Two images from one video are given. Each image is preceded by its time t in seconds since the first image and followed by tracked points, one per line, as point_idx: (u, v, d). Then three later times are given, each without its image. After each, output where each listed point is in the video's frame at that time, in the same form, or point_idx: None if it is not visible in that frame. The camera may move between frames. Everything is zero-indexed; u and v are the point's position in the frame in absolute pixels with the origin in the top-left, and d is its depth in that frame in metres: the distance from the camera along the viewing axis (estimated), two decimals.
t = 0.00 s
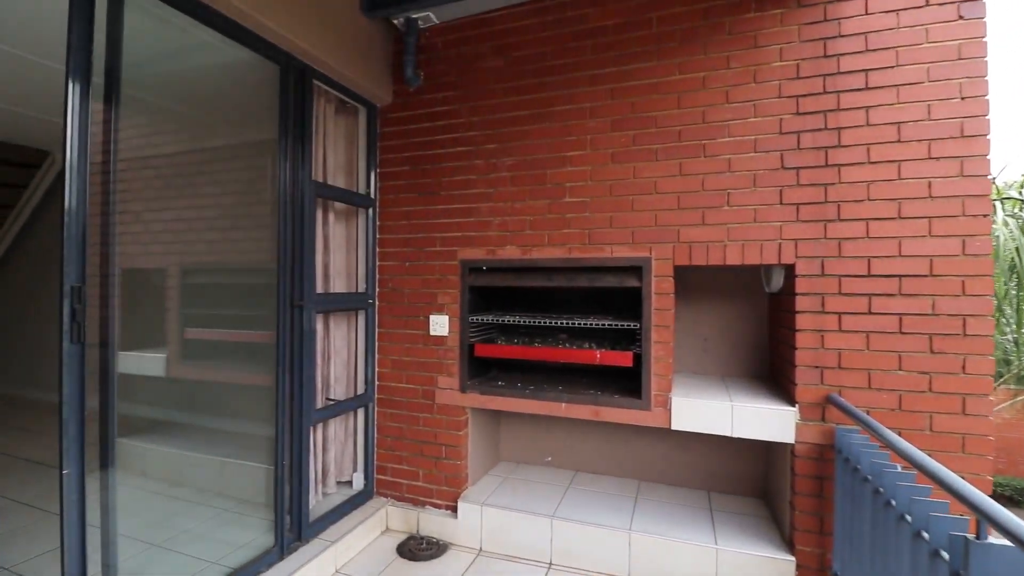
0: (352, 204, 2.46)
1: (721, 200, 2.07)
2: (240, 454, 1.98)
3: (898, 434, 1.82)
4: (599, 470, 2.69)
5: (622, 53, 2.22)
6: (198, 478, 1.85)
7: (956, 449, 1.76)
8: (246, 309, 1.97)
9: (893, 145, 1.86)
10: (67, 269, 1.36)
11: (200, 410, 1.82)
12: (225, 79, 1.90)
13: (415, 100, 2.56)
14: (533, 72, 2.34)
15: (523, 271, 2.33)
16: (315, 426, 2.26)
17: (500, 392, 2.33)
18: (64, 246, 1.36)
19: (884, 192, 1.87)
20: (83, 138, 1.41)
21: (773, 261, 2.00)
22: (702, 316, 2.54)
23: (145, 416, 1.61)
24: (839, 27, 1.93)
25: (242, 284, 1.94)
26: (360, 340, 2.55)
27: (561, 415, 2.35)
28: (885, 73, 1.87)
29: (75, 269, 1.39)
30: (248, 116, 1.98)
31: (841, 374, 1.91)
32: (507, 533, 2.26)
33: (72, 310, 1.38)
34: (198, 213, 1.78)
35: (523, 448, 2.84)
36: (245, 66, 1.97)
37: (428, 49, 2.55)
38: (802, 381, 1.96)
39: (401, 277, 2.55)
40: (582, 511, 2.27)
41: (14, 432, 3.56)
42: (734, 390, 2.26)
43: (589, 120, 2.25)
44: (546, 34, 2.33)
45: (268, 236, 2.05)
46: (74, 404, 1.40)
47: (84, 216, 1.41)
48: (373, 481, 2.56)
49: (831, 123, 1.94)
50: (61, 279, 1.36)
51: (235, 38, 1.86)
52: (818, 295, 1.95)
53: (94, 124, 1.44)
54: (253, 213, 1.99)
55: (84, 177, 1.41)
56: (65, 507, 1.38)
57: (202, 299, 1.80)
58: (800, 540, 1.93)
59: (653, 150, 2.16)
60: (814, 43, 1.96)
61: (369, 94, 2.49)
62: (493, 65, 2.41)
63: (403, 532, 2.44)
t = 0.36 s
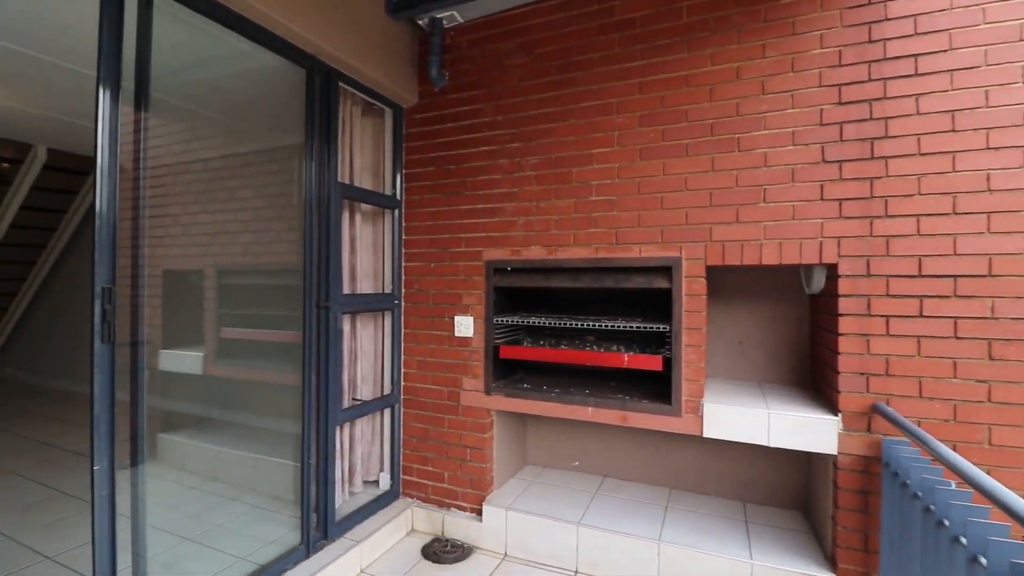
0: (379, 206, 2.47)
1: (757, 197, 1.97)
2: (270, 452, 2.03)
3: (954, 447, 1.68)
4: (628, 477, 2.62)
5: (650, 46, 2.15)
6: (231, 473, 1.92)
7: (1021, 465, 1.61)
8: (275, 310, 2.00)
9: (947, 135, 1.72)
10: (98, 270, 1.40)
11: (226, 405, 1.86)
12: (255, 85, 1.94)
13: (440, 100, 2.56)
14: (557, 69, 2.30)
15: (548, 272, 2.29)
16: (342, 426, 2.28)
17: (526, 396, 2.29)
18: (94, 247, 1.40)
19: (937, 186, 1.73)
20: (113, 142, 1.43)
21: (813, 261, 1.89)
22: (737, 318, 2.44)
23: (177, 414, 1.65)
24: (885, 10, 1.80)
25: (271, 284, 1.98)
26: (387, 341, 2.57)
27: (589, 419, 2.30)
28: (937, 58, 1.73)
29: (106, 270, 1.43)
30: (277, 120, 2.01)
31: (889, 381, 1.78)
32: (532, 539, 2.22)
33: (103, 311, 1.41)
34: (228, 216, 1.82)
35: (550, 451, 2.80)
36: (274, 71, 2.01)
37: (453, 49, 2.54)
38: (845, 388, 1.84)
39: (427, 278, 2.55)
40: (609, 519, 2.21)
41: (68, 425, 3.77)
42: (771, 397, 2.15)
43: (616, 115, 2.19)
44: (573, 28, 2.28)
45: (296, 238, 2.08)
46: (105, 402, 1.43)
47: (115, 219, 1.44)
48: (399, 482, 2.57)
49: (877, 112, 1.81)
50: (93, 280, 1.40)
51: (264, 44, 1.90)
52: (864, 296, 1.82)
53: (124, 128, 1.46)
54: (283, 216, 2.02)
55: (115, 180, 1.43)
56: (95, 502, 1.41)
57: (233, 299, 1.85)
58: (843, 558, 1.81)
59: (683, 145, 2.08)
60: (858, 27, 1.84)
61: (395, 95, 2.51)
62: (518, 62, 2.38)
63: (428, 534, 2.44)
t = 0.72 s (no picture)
0: (406, 205, 2.48)
1: (797, 191, 1.87)
2: (302, 448, 2.07)
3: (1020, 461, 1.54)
4: (660, 482, 2.54)
5: (683, 36, 2.07)
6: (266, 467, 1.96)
7: None
8: (306, 309, 2.04)
9: (1010, 121, 1.58)
10: (133, 269, 1.43)
11: (260, 401, 1.91)
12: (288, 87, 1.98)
13: (467, 98, 2.55)
14: (586, 63, 2.25)
15: (577, 271, 2.25)
16: (371, 424, 2.31)
17: (554, 397, 2.25)
18: (130, 247, 1.43)
19: (999, 177, 1.59)
20: (148, 145, 1.47)
21: (859, 259, 1.77)
22: (776, 320, 2.33)
23: (211, 410, 1.69)
24: None
25: (303, 284, 2.02)
26: (415, 340, 2.58)
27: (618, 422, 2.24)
28: (1000, 37, 1.59)
29: (141, 269, 1.46)
30: (309, 122, 2.05)
31: (944, 388, 1.65)
32: (560, 543, 2.18)
33: (138, 309, 1.44)
34: (261, 216, 1.86)
35: (579, 454, 2.74)
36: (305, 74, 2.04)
37: (480, 47, 2.53)
38: (895, 395, 1.72)
39: (455, 278, 2.55)
40: (640, 526, 2.14)
41: (118, 418, 3.97)
42: (813, 402, 2.03)
43: (647, 109, 2.13)
44: (602, 22, 2.23)
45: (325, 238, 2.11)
46: (140, 396, 1.46)
47: (150, 220, 1.47)
48: (427, 481, 2.58)
49: (930, 99, 1.68)
50: (129, 278, 1.43)
51: (295, 47, 1.93)
52: (915, 297, 1.70)
53: (158, 132, 1.49)
54: (314, 217, 2.06)
55: (149, 182, 1.47)
56: (131, 495, 1.45)
57: (268, 298, 1.90)
58: None
59: (718, 138, 2.00)
60: (909, 8, 1.72)
61: (422, 95, 2.51)
62: (545, 58, 2.35)
63: (456, 534, 2.43)
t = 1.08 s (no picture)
0: (439, 204, 2.48)
1: (851, 184, 1.74)
2: (340, 445, 2.08)
3: None
4: (701, 490, 2.44)
5: (724, 24, 1.97)
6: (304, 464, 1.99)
7: None
8: (342, 309, 2.05)
9: None
10: (175, 269, 1.46)
11: (298, 398, 1.94)
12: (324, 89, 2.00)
13: (500, 96, 2.53)
14: (622, 56, 2.18)
15: (612, 270, 2.18)
16: (404, 424, 2.31)
17: (589, 400, 2.19)
18: (172, 247, 1.46)
19: None
20: (188, 148, 1.50)
21: (920, 257, 1.64)
22: (827, 321, 2.19)
23: (251, 407, 1.73)
24: None
25: (338, 284, 2.04)
26: (448, 340, 2.57)
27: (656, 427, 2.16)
28: None
29: (182, 268, 1.49)
30: (344, 122, 2.06)
31: (1020, 399, 1.50)
32: (595, 550, 2.12)
33: (179, 308, 1.48)
34: (298, 216, 1.88)
35: (615, 459, 2.67)
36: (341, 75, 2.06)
37: (513, 43, 2.50)
38: (962, 404, 1.58)
39: (488, 277, 2.52)
40: (679, 535, 2.06)
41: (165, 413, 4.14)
42: (869, 410, 1.90)
43: (687, 101, 2.04)
44: (638, 12, 2.16)
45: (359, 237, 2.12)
46: (180, 392, 1.50)
47: (190, 220, 1.50)
48: (460, 481, 2.57)
49: (1003, 81, 1.53)
50: (171, 277, 1.47)
51: (330, 48, 1.95)
52: (985, 298, 1.55)
53: (198, 135, 1.52)
54: (350, 217, 2.07)
55: (189, 183, 1.50)
56: (171, 488, 1.49)
57: (305, 298, 1.93)
58: None
59: (764, 129, 1.89)
60: None
61: (456, 92, 2.50)
62: (579, 52, 2.29)
63: (489, 536, 2.41)
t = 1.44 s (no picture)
0: (471, 201, 2.44)
1: (918, 173, 1.59)
2: (373, 445, 2.07)
3: None
4: (746, 500, 2.31)
5: (773, 5, 1.85)
6: (337, 462, 1.98)
7: None
8: (374, 308, 2.04)
9: None
10: (209, 266, 1.45)
11: (333, 398, 1.92)
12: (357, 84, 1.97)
13: (533, 90, 2.46)
14: (661, 44, 2.09)
15: (651, 268, 2.09)
16: (436, 425, 2.28)
17: (627, 403, 2.11)
18: (206, 245, 1.45)
19: None
20: (222, 149, 1.48)
21: (996, 253, 1.47)
22: (887, 323, 2.03)
23: (283, 406, 1.72)
24: None
25: (371, 282, 2.02)
26: (480, 339, 2.53)
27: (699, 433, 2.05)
28: None
29: (217, 266, 1.48)
30: (377, 119, 2.04)
31: None
32: (632, 560, 2.03)
33: (213, 306, 1.47)
34: (331, 214, 1.87)
35: (654, 464, 2.56)
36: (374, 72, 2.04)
37: (546, 36, 2.43)
38: None
39: (521, 276, 2.47)
40: (723, 548, 1.94)
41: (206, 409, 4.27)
42: (937, 421, 1.73)
43: (732, 89, 1.92)
44: None
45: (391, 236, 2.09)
46: (214, 392, 1.48)
47: (225, 218, 1.49)
48: (493, 484, 2.52)
49: None
50: (205, 275, 1.45)
51: (363, 44, 1.93)
52: None
53: (232, 131, 1.51)
54: (382, 215, 2.05)
55: (224, 180, 1.48)
56: (206, 488, 1.47)
57: (339, 297, 1.91)
58: None
59: (819, 116, 1.76)
60: None
61: (488, 87, 2.45)
62: (616, 41, 2.21)
63: (522, 542, 2.34)
